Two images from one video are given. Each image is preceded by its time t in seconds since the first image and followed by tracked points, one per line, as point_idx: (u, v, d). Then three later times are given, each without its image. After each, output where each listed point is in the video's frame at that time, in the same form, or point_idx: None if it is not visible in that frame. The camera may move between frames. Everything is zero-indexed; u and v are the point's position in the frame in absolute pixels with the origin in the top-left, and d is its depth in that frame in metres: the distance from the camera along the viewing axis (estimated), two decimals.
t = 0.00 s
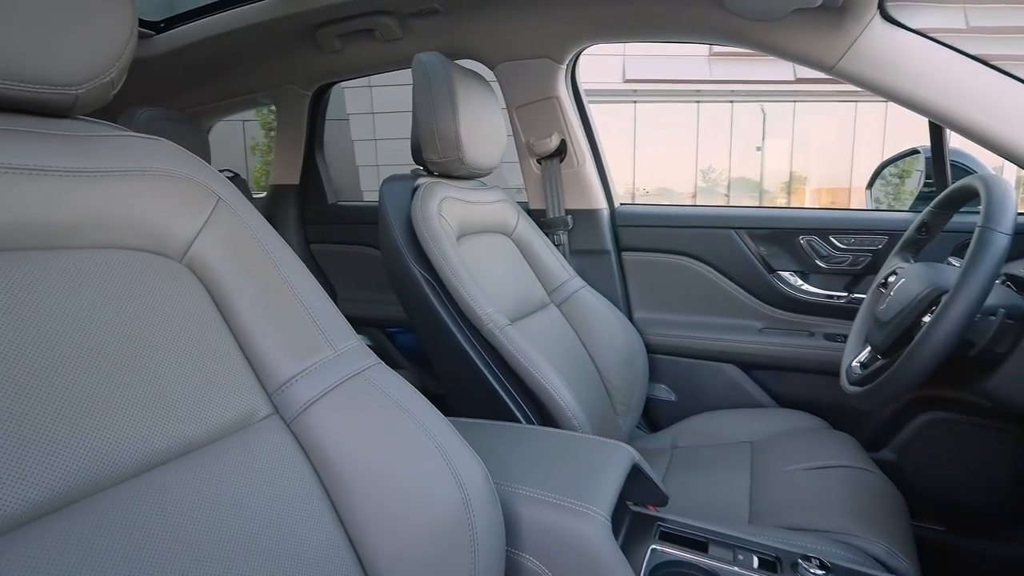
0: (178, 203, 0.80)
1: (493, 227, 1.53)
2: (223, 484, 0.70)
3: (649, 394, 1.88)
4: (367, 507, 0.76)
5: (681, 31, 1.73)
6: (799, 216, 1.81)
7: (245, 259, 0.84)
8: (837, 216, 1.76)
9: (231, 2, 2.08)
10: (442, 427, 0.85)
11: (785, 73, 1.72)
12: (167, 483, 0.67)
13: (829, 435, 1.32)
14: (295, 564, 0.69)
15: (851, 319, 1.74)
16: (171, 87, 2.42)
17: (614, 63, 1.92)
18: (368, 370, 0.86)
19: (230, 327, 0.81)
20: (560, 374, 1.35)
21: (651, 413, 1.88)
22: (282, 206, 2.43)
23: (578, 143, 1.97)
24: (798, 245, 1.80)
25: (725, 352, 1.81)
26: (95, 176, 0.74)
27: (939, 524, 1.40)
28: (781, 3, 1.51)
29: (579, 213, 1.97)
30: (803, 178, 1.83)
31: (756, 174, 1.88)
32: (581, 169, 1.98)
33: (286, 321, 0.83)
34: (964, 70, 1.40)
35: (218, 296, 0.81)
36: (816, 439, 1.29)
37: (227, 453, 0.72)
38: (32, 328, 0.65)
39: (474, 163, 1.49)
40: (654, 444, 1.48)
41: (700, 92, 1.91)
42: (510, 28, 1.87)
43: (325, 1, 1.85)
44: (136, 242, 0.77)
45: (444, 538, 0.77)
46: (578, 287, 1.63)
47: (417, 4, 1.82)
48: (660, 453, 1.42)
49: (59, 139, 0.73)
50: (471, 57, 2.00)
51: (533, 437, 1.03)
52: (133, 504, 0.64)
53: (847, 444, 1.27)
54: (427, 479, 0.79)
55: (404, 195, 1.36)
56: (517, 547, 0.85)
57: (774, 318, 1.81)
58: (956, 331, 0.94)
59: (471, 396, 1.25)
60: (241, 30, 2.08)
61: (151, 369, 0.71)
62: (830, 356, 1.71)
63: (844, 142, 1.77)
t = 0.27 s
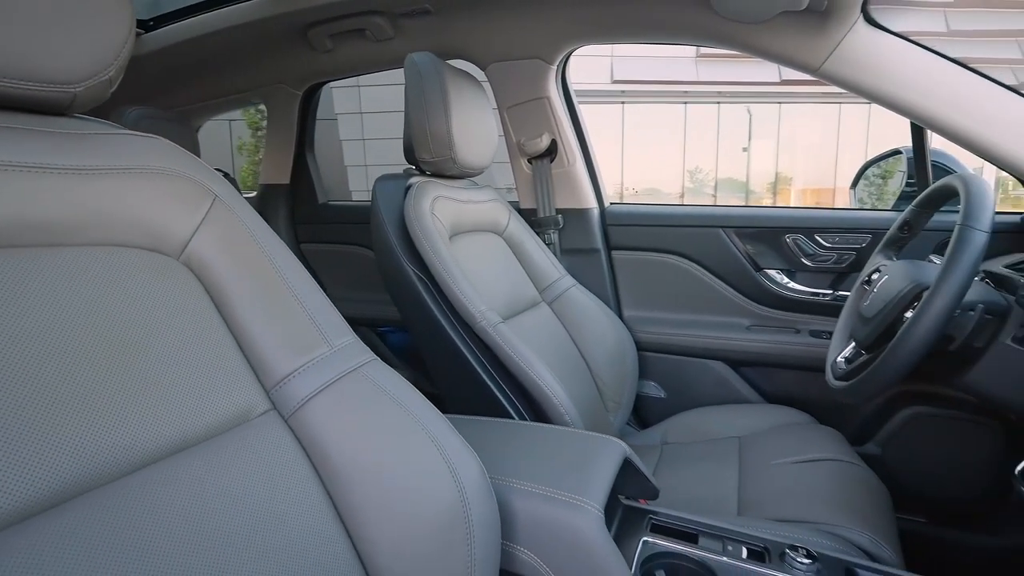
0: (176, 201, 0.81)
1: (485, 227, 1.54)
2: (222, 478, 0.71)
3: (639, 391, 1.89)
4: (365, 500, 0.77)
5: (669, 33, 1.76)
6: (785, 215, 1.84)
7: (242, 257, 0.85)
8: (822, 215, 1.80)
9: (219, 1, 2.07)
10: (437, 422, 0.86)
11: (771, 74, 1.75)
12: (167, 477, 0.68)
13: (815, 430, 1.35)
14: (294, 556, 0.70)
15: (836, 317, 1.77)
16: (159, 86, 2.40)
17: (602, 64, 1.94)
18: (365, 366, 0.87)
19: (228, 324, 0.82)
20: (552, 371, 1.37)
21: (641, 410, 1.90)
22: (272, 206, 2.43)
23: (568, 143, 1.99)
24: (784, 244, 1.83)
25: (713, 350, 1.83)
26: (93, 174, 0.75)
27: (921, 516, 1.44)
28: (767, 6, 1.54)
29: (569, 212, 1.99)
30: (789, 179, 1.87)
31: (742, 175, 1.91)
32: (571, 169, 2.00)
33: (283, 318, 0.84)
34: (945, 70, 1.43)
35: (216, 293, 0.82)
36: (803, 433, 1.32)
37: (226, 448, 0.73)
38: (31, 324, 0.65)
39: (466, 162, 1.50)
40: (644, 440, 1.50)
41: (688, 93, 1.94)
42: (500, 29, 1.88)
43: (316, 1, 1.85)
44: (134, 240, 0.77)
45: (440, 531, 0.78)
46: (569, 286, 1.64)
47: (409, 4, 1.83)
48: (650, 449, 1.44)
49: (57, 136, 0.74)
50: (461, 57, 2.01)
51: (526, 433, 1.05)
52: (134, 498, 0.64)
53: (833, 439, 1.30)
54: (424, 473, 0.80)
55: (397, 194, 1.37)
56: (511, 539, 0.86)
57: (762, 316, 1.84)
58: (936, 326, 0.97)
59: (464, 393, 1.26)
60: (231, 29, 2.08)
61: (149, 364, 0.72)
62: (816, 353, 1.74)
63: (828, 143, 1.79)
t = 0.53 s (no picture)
0: (171, 200, 0.82)
1: (475, 226, 1.55)
2: (221, 473, 0.72)
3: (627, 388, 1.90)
4: (361, 493, 0.78)
5: (656, 35, 1.79)
6: (770, 214, 1.88)
7: (237, 255, 0.86)
8: (806, 214, 1.83)
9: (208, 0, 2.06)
10: (432, 417, 0.87)
11: (755, 76, 1.78)
12: (167, 472, 0.68)
13: (800, 424, 1.38)
14: (293, 548, 0.71)
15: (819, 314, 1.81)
16: (145, 85, 2.39)
17: (590, 64, 1.97)
18: (359, 363, 0.88)
19: (224, 321, 0.82)
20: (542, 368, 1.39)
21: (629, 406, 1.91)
22: (261, 205, 2.42)
23: (557, 143, 2.01)
24: (769, 242, 1.87)
25: (700, 346, 1.86)
26: (89, 173, 0.75)
27: (902, 507, 1.47)
28: (751, 10, 1.57)
29: (558, 212, 2.01)
30: (774, 179, 1.90)
31: (727, 175, 1.94)
32: (560, 169, 2.02)
33: (278, 315, 0.85)
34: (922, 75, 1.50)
35: (212, 291, 0.83)
36: (788, 428, 1.35)
37: (224, 444, 0.74)
38: (29, 320, 0.66)
39: (457, 162, 1.52)
40: (633, 436, 1.53)
41: (674, 94, 1.97)
42: (490, 30, 1.90)
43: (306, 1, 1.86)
44: (131, 238, 0.78)
45: (436, 523, 0.80)
46: (558, 284, 1.67)
47: (399, 5, 1.84)
48: (638, 445, 1.46)
49: (52, 136, 0.74)
50: (451, 57, 2.02)
51: (518, 428, 1.06)
52: (134, 492, 0.65)
53: (817, 433, 1.33)
54: (419, 466, 0.82)
55: (388, 194, 1.39)
56: (504, 531, 0.87)
57: (747, 313, 1.87)
58: (914, 320, 1.00)
59: (456, 390, 1.28)
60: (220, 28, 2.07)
61: (148, 360, 0.73)
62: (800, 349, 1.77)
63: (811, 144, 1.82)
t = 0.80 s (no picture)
0: (167, 199, 0.82)
1: (466, 226, 1.57)
2: (219, 468, 0.72)
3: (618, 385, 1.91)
4: (357, 487, 0.79)
5: (644, 37, 1.81)
6: (757, 213, 1.91)
7: (232, 254, 0.86)
8: (792, 214, 1.86)
9: None
10: (427, 413, 0.89)
11: (742, 77, 1.80)
12: (167, 468, 0.69)
13: (787, 420, 1.40)
14: (292, 543, 0.72)
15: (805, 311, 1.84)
16: (134, 84, 2.38)
17: (578, 65, 1.98)
18: (355, 360, 0.89)
19: (220, 319, 0.83)
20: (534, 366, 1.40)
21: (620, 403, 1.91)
22: (251, 205, 2.42)
23: (547, 143, 2.03)
24: (756, 241, 1.90)
25: (690, 343, 1.86)
26: (85, 172, 0.76)
27: (886, 500, 1.50)
28: (737, 13, 1.59)
29: (549, 211, 2.03)
30: (761, 180, 1.93)
31: (715, 176, 1.97)
32: (550, 169, 2.04)
33: (273, 313, 0.86)
34: (903, 77, 1.53)
35: (208, 289, 0.83)
36: (775, 423, 1.37)
37: (222, 440, 0.75)
38: (27, 317, 0.66)
39: (448, 162, 1.53)
40: (624, 433, 1.54)
41: (662, 96, 1.99)
42: (480, 31, 1.91)
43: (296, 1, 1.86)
44: (127, 237, 0.79)
45: (432, 516, 0.81)
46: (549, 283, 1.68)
47: (389, 5, 1.84)
48: (629, 442, 1.47)
49: (48, 135, 0.75)
50: (441, 58, 2.03)
51: (510, 425, 1.08)
52: (134, 488, 0.66)
53: (804, 428, 1.35)
54: (415, 460, 0.83)
55: (380, 194, 1.39)
56: (497, 526, 0.88)
57: (735, 311, 1.89)
58: (896, 317, 1.02)
59: (449, 388, 1.29)
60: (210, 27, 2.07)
61: (145, 357, 0.73)
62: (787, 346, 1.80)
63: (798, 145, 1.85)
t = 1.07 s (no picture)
0: (164, 197, 0.83)
1: (457, 225, 1.58)
2: (220, 463, 0.73)
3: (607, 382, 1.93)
4: (354, 480, 0.80)
5: (630, 39, 1.83)
6: (742, 212, 1.94)
7: (228, 252, 0.87)
8: (776, 213, 1.90)
9: None
10: (423, 408, 0.89)
11: (727, 79, 1.84)
12: (167, 463, 0.69)
13: (773, 415, 1.43)
14: (293, 536, 0.73)
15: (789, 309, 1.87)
16: (120, 84, 2.36)
17: (565, 65, 2.00)
18: (350, 356, 0.90)
19: (216, 317, 0.83)
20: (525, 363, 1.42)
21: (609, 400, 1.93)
22: (239, 205, 2.41)
23: (536, 143, 2.05)
24: (741, 240, 1.93)
25: (677, 340, 1.89)
26: (82, 171, 0.76)
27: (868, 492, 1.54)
28: (721, 17, 1.62)
29: (538, 211, 2.05)
30: (745, 180, 1.97)
31: (701, 176, 2.01)
32: (539, 169, 2.05)
33: (269, 310, 0.86)
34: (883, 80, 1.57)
35: (203, 287, 0.84)
36: (762, 418, 1.40)
37: (222, 435, 0.75)
38: (23, 314, 0.66)
39: (438, 162, 1.54)
40: (613, 429, 1.57)
41: (648, 96, 2.02)
42: (469, 31, 1.93)
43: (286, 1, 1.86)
44: (124, 235, 0.79)
45: (429, 509, 0.81)
46: (538, 282, 1.70)
47: (379, 6, 1.85)
48: (619, 438, 1.49)
49: (45, 135, 0.75)
50: (431, 58, 2.04)
51: (503, 421, 1.09)
52: (136, 483, 0.66)
53: (790, 423, 1.38)
54: (412, 454, 0.83)
55: (372, 193, 1.41)
56: (491, 518, 0.90)
57: (721, 309, 1.93)
58: (876, 313, 1.05)
59: (441, 386, 1.30)
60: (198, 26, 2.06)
61: (144, 354, 0.74)
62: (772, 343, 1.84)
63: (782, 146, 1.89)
